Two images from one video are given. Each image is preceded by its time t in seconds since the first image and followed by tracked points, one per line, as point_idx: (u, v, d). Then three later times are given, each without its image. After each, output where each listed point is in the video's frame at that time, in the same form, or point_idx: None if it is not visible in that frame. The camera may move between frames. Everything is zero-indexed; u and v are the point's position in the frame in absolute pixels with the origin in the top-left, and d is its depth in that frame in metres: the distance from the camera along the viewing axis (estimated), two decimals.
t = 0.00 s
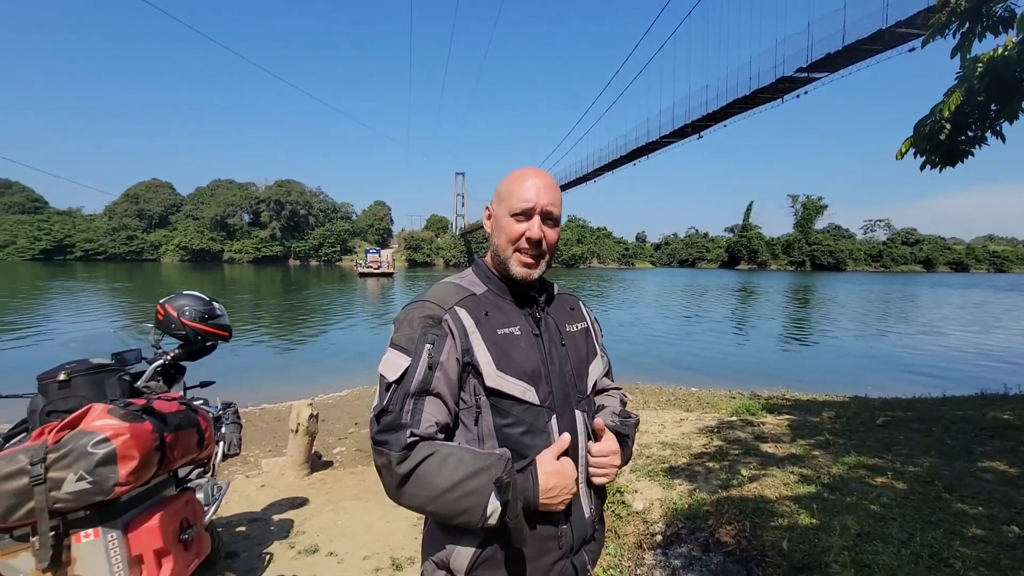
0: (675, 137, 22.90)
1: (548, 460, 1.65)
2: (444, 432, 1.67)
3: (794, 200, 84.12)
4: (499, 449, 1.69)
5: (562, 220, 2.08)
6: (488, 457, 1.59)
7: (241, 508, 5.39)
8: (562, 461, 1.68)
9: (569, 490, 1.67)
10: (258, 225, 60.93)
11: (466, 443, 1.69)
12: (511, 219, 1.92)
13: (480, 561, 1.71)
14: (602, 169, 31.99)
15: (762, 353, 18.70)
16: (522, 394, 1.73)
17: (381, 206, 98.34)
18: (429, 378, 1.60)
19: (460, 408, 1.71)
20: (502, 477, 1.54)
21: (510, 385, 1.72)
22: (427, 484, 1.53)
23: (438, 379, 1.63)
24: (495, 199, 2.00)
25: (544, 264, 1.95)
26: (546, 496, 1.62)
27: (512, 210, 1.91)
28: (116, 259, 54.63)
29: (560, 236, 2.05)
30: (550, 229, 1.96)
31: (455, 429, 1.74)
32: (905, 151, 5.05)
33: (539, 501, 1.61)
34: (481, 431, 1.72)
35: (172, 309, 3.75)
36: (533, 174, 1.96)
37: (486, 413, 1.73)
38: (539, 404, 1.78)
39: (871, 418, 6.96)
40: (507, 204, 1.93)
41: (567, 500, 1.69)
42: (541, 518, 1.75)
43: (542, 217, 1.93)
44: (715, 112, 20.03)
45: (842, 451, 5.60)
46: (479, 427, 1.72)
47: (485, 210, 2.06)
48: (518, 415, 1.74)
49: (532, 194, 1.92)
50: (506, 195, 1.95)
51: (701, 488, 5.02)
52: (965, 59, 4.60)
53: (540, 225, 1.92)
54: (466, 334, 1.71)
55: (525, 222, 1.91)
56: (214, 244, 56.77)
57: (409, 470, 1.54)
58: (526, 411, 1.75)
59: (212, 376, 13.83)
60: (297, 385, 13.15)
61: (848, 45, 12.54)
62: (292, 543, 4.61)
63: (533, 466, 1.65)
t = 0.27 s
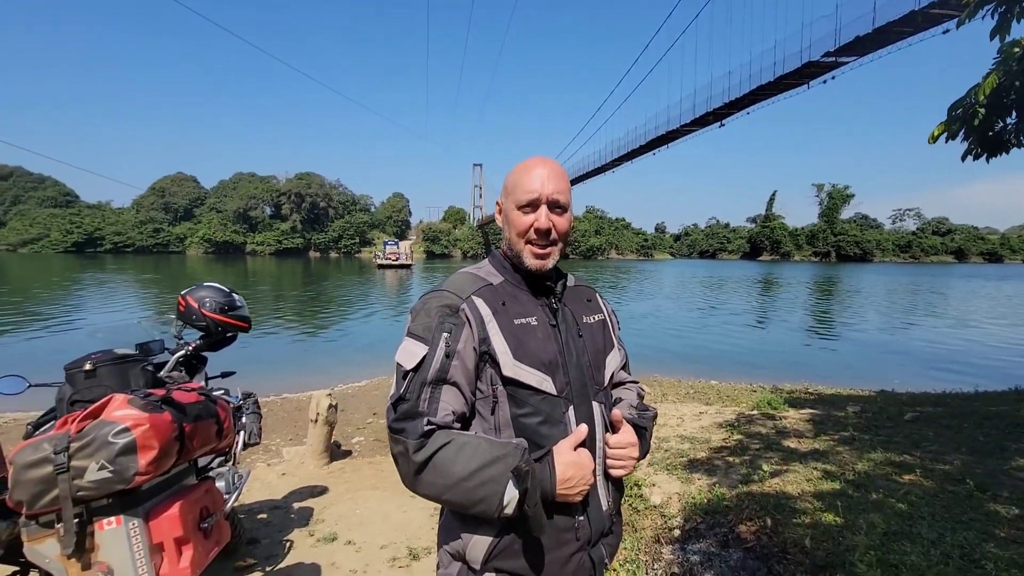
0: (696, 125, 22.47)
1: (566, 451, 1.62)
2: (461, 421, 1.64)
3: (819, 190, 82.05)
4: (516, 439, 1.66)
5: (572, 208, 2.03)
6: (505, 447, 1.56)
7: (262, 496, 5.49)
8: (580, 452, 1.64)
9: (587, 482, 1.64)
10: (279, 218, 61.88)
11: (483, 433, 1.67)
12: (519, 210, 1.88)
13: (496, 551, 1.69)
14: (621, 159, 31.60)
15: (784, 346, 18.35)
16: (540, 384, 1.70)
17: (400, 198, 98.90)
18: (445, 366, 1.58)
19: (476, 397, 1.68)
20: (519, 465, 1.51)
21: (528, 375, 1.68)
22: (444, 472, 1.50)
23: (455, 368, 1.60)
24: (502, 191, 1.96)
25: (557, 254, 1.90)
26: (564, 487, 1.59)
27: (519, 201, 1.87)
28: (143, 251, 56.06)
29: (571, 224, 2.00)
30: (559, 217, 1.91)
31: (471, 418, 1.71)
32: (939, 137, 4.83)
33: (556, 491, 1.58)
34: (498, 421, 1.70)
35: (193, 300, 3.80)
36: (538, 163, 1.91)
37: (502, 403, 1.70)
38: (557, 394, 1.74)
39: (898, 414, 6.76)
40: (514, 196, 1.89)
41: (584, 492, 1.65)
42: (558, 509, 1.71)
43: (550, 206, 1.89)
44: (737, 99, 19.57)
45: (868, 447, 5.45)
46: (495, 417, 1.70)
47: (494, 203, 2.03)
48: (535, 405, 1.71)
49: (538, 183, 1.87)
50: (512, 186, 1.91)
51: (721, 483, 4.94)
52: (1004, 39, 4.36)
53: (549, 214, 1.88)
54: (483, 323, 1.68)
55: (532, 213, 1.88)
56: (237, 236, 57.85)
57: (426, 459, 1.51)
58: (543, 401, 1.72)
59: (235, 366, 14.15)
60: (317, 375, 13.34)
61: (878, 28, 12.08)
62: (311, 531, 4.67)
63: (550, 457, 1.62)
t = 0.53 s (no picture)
0: (721, 111, 21.91)
1: (578, 442, 1.58)
2: (470, 410, 1.61)
3: (850, 176, 79.48)
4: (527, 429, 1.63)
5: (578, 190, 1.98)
6: (515, 437, 1.53)
7: (285, 481, 5.61)
8: (592, 443, 1.60)
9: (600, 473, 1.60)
10: (302, 208, 62.77)
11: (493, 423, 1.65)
12: (522, 199, 1.82)
13: (506, 541, 1.67)
14: (643, 146, 31.10)
15: (810, 337, 17.92)
16: (551, 373, 1.66)
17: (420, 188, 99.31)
18: (455, 354, 1.55)
19: (487, 386, 1.65)
20: (530, 457, 1.48)
21: (540, 364, 1.64)
22: (455, 461, 1.48)
23: (465, 356, 1.57)
24: (505, 179, 1.91)
25: (567, 238, 1.85)
26: (575, 478, 1.56)
27: (521, 189, 1.82)
28: (173, 242, 57.54)
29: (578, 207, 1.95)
30: (564, 200, 1.86)
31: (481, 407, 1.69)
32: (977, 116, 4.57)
33: (568, 482, 1.55)
34: (509, 411, 1.67)
35: (215, 289, 3.86)
36: (537, 148, 1.86)
37: (514, 392, 1.67)
38: (568, 384, 1.70)
39: (930, 407, 6.53)
40: (515, 184, 1.84)
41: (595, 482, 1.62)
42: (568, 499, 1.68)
43: (553, 190, 1.84)
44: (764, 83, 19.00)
45: (898, 441, 5.28)
46: (506, 407, 1.67)
47: (498, 193, 1.98)
48: (546, 395, 1.67)
49: (538, 168, 1.82)
50: (514, 173, 1.85)
51: (743, 476, 4.84)
52: None
53: (552, 199, 1.83)
54: (494, 310, 1.65)
55: (536, 199, 1.82)
56: (262, 227, 58.92)
57: (437, 448, 1.49)
58: (555, 391, 1.68)
59: (260, 354, 14.46)
60: (339, 364, 13.54)
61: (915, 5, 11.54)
62: (332, 516, 4.76)
63: (561, 447, 1.58)
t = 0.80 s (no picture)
0: (746, 99, 21.41)
1: (587, 441, 1.55)
2: (480, 407, 1.60)
3: (879, 165, 77.06)
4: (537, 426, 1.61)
5: (595, 181, 1.93)
6: (524, 435, 1.52)
7: (308, 470, 5.72)
8: (602, 442, 1.57)
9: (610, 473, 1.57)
10: (324, 201, 63.56)
11: (504, 419, 1.63)
12: (536, 190, 1.79)
13: (515, 538, 1.66)
14: (664, 136, 30.61)
15: (836, 330, 17.51)
16: (561, 369, 1.63)
17: (439, 180, 99.61)
18: (463, 352, 1.54)
19: (497, 382, 1.64)
20: (536, 455, 1.47)
21: (549, 361, 1.62)
22: (463, 458, 1.47)
23: (474, 352, 1.56)
24: (518, 169, 1.87)
25: (579, 232, 1.82)
26: (584, 477, 1.53)
27: (535, 179, 1.78)
28: (199, 235, 58.85)
29: (594, 198, 1.90)
30: (578, 192, 1.81)
31: (492, 404, 1.68)
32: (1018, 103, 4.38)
33: (576, 481, 1.52)
34: (519, 407, 1.65)
35: (238, 282, 3.92)
36: (553, 137, 1.81)
37: (524, 389, 1.65)
38: (580, 381, 1.67)
39: (963, 404, 6.32)
40: (529, 174, 1.80)
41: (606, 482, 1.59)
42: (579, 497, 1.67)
43: (567, 181, 1.79)
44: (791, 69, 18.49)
45: (929, 438, 5.12)
46: (516, 404, 1.65)
47: (511, 182, 1.94)
48: (557, 392, 1.65)
49: (553, 158, 1.78)
50: (527, 163, 1.82)
51: (766, 471, 4.76)
52: None
53: (567, 191, 1.79)
54: (504, 305, 1.63)
55: (549, 191, 1.79)
56: (285, 220, 59.82)
57: (445, 445, 1.49)
58: (565, 387, 1.65)
59: (283, 344, 14.75)
60: (359, 355, 13.72)
61: None
62: (353, 505, 4.82)
63: (570, 446, 1.56)
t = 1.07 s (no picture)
0: (757, 87, 21.09)
1: (591, 434, 1.53)
2: (483, 398, 1.59)
3: (892, 155, 75.90)
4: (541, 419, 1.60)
5: (605, 167, 1.88)
6: (527, 427, 1.50)
7: (317, 457, 5.77)
8: (607, 436, 1.55)
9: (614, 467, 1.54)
10: (331, 190, 63.62)
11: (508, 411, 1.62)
12: (544, 175, 1.75)
13: (518, 531, 1.66)
14: (673, 126, 30.28)
15: (846, 322, 17.36)
16: (566, 361, 1.61)
17: (446, 170, 99.31)
18: (466, 343, 1.52)
19: (501, 372, 1.62)
20: (538, 449, 1.44)
21: (554, 352, 1.60)
22: (464, 449, 1.47)
23: (477, 343, 1.54)
24: (525, 154, 1.84)
25: (588, 220, 1.79)
26: (587, 471, 1.51)
27: (543, 163, 1.74)
28: (208, 224, 59.15)
29: (603, 184, 1.86)
30: (588, 177, 1.77)
31: (496, 395, 1.66)
32: None
33: (579, 475, 1.50)
34: (523, 399, 1.63)
35: (248, 270, 3.92)
36: (563, 120, 1.77)
37: (528, 381, 1.63)
38: (585, 372, 1.65)
39: (976, 397, 6.25)
40: (537, 159, 1.76)
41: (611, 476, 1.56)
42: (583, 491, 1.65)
43: (576, 166, 1.76)
44: (804, 57, 18.16)
45: (941, 431, 5.07)
46: (520, 395, 1.64)
47: (519, 166, 1.91)
48: (562, 383, 1.62)
49: (563, 142, 1.74)
50: (535, 148, 1.78)
51: (776, 463, 4.73)
52: None
53: (576, 176, 1.75)
54: (508, 295, 1.61)
55: (557, 176, 1.75)
56: (292, 209, 59.94)
57: (447, 435, 1.48)
58: (570, 380, 1.63)
59: (292, 333, 14.85)
60: (367, 344, 13.78)
61: None
62: (362, 492, 4.86)
63: (573, 439, 1.54)
